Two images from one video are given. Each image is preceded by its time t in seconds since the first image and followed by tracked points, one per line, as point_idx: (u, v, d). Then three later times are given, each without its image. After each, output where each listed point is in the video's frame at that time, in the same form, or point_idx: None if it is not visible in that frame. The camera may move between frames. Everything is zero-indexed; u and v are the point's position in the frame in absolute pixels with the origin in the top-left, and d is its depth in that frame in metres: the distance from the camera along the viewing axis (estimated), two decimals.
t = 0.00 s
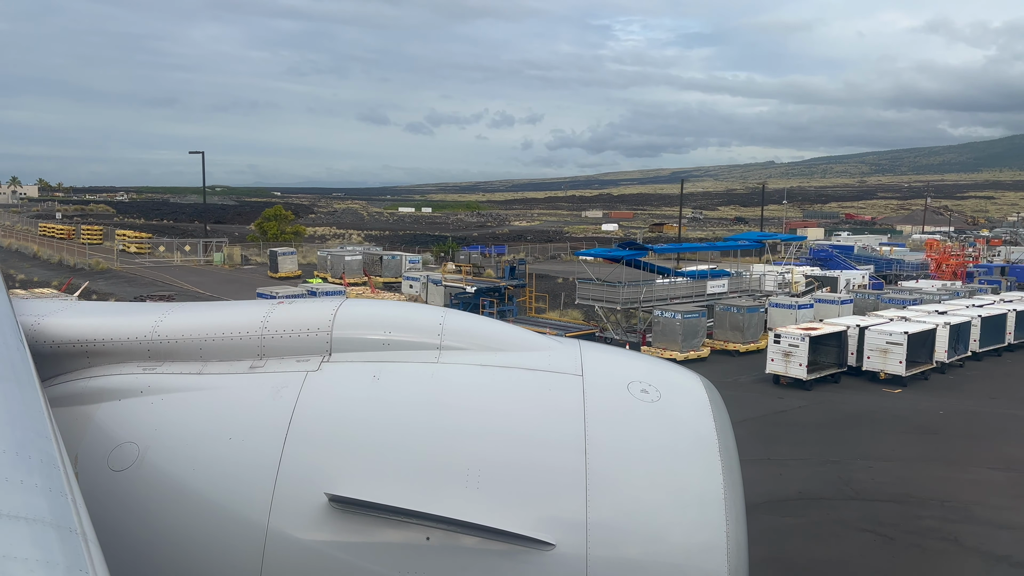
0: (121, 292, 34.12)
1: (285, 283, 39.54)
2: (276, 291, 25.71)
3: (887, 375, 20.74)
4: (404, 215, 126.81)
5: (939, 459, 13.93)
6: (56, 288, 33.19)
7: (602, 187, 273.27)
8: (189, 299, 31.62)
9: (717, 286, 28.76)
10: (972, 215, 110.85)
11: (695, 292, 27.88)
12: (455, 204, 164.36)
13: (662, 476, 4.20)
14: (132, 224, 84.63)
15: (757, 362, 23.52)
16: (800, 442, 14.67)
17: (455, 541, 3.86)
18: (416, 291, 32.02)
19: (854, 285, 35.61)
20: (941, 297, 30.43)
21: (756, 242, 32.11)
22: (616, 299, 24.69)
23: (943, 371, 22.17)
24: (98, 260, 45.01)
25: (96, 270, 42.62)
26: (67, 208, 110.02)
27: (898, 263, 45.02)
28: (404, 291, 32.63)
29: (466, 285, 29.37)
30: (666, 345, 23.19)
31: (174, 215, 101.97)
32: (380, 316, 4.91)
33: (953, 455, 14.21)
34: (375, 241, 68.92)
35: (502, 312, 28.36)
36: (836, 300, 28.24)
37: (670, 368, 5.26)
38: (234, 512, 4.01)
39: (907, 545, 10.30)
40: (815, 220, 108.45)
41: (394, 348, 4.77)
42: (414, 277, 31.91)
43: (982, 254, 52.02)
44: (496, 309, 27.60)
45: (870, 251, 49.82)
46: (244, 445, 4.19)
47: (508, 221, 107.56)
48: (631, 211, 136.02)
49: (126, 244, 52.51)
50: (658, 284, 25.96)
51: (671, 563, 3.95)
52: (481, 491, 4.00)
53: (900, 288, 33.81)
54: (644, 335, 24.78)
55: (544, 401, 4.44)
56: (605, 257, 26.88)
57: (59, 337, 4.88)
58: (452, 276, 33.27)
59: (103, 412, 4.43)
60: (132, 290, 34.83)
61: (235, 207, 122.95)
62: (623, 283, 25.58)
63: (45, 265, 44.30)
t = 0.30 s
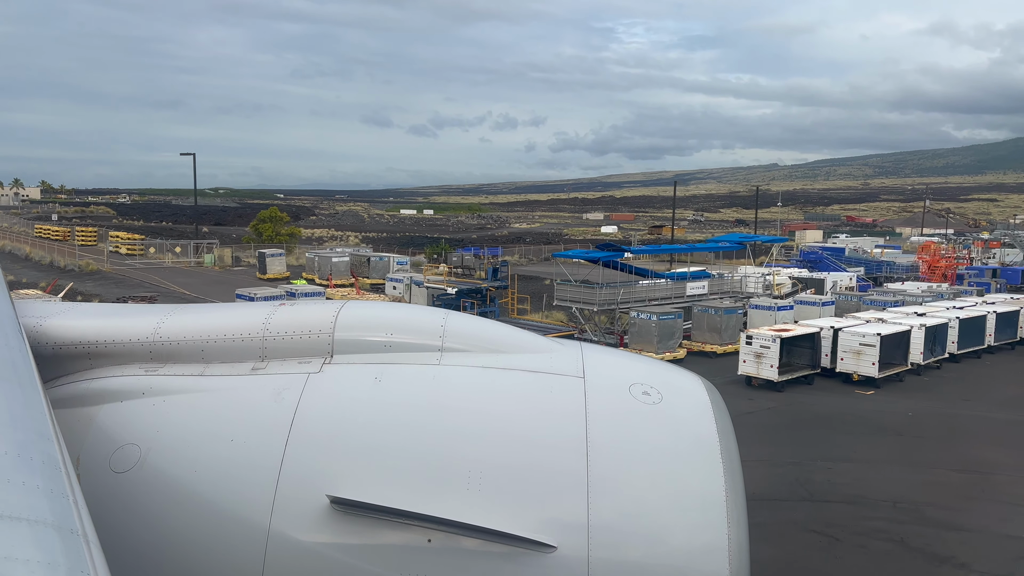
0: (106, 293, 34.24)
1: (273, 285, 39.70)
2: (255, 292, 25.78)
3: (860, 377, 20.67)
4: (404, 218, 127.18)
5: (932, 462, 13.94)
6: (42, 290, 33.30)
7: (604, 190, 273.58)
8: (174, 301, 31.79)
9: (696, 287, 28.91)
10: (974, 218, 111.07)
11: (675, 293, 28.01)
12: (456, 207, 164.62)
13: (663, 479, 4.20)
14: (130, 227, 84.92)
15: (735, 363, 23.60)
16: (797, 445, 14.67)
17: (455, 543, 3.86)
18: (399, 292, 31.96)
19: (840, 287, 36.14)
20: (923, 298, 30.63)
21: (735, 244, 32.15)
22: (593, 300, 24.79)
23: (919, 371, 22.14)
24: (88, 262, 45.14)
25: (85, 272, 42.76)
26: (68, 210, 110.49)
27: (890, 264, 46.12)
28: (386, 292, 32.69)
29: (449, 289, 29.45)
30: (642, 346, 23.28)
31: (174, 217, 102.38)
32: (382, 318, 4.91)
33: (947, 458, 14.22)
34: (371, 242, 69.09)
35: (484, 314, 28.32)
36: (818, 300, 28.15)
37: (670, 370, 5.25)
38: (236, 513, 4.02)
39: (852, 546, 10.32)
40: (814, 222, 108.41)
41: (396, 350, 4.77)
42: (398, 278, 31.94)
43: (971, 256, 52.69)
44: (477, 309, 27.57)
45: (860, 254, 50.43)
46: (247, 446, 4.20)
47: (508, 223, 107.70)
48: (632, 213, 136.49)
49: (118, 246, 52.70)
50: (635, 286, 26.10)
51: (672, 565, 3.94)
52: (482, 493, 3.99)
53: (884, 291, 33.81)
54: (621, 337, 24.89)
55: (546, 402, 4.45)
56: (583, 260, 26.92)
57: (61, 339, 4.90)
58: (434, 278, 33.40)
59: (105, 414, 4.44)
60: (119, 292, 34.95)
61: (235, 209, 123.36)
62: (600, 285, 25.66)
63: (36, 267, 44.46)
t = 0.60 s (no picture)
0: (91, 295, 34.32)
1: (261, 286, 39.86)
2: (233, 294, 25.77)
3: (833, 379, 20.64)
4: (405, 220, 127.57)
5: (923, 465, 13.96)
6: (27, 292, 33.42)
7: (606, 192, 273.18)
8: (157, 303, 31.84)
9: (675, 289, 29.08)
10: (974, 220, 111.28)
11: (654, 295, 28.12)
12: (455, 209, 165.42)
13: (664, 481, 4.19)
14: (127, 228, 85.12)
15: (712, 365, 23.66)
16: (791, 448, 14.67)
17: (456, 544, 3.85)
18: (382, 293, 32.28)
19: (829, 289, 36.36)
20: (905, 302, 30.77)
21: (715, 245, 32.44)
22: (570, 302, 24.87)
23: (895, 374, 22.08)
24: (77, 264, 45.28)
25: (74, 273, 42.91)
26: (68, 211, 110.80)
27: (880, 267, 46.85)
28: (370, 294, 32.93)
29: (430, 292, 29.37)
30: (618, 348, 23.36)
31: (172, 219, 102.65)
32: (383, 320, 4.92)
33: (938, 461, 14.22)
34: (366, 244, 69.13)
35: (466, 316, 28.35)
36: (798, 304, 28.20)
37: (672, 372, 5.25)
38: (237, 514, 4.02)
39: (799, 547, 10.35)
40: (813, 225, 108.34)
41: (397, 352, 4.78)
42: (381, 279, 32.24)
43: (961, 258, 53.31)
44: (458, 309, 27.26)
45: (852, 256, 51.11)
46: (248, 447, 4.20)
47: (508, 226, 107.62)
48: (632, 215, 136.76)
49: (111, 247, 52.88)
50: (612, 287, 26.27)
51: (673, 567, 3.93)
52: (484, 495, 3.99)
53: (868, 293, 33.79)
54: (600, 338, 25.01)
55: (546, 404, 4.45)
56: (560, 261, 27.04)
57: (62, 341, 4.91)
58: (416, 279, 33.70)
59: (105, 416, 4.44)
60: (104, 293, 35.08)
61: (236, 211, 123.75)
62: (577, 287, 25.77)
63: (26, 269, 44.62)
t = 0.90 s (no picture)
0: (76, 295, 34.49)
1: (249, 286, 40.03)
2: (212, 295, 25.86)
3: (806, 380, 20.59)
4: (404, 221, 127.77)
5: (912, 466, 13.98)
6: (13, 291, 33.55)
7: (606, 195, 273.33)
8: (142, 304, 31.95)
9: (654, 290, 29.37)
10: (974, 222, 111.35)
11: (633, 296, 28.34)
12: (456, 210, 165.74)
13: (665, 482, 4.19)
14: (124, 229, 85.32)
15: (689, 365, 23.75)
16: (785, 450, 14.68)
17: (456, 546, 3.85)
18: (366, 294, 32.40)
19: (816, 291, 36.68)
20: (887, 303, 30.95)
21: (695, 247, 32.70)
22: (547, 302, 25.15)
23: (869, 375, 21.99)
24: (67, 264, 45.48)
25: (64, 274, 43.12)
26: (67, 211, 111.08)
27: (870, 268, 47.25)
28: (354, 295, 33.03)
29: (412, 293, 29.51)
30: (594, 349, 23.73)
31: (169, 220, 102.90)
32: (383, 321, 4.92)
33: (929, 463, 14.22)
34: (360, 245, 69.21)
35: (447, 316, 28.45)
36: (779, 304, 28.36)
37: (673, 374, 5.25)
38: (237, 514, 4.02)
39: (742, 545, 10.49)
40: (810, 227, 108.33)
41: (398, 354, 4.78)
42: (364, 281, 32.21)
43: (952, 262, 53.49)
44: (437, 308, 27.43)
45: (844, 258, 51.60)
46: (250, 448, 4.21)
47: (507, 228, 107.56)
48: (632, 216, 136.94)
49: (104, 247, 53.07)
50: (589, 288, 26.61)
51: (672, 568, 3.93)
52: (484, 497, 3.99)
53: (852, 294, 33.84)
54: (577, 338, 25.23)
55: (547, 406, 4.44)
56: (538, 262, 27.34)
57: (63, 342, 4.92)
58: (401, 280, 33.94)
59: (106, 417, 4.44)
60: (92, 292, 35.26)
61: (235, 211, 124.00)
62: (554, 288, 26.08)
63: (16, 269, 44.76)
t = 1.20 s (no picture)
0: (61, 294, 34.60)
1: (236, 285, 40.17)
2: (192, 294, 25.89)
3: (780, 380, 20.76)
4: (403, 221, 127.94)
5: (905, 467, 13.99)
6: None
7: (607, 196, 273.28)
8: (127, 303, 32.08)
9: (633, 290, 29.62)
10: (973, 223, 111.43)
11: (611, 296, 28.75)
12: (456, 210, 165.80)
13: (665, 482, 4.19)
14: (121, 229, 85.48)
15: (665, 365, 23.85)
16: (779, 451, 14.69)
17: (455, 546, 3.85)
18: (348, 293, 32.74)
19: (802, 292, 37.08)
20: (868, 303, 31.12)
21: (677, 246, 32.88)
22: (523, 301, 25.49)
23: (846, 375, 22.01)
24: (56, 264, 45.61)
25: (52, 273, 43.25)
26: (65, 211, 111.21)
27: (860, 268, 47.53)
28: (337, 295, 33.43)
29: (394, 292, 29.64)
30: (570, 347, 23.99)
31: (166, 220, 103.24)
32: (384, 322, 4.93)
33: (921, 464, 14.22)
34: (355, 245, 69.33)
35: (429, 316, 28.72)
36: (759, 304, 28.51)
37: (673, 374, 5.26)
38: (238, 515, 4.03)
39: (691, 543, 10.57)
40: (808, 228, 108.41)
41: (399, 354, 4.79)
42: (346, 281, 32.55)
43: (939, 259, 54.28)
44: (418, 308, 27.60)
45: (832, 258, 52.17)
46: (250, 447, 4.21)
47: (506, 228, 107.53)
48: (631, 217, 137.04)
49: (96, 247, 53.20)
50: (566, 287, 26.91)
51: (672, 569, 3.93)
52: (485, 498, 3.99)
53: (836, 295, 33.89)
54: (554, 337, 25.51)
55: (548, 406, 4.44)
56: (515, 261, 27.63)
57: (64, 342, 4.93)
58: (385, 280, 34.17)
59: (108, 417, 4.45)
60: (78, 292, 35.38)
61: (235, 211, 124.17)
62: (532, 287, 26.39)
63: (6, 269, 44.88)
